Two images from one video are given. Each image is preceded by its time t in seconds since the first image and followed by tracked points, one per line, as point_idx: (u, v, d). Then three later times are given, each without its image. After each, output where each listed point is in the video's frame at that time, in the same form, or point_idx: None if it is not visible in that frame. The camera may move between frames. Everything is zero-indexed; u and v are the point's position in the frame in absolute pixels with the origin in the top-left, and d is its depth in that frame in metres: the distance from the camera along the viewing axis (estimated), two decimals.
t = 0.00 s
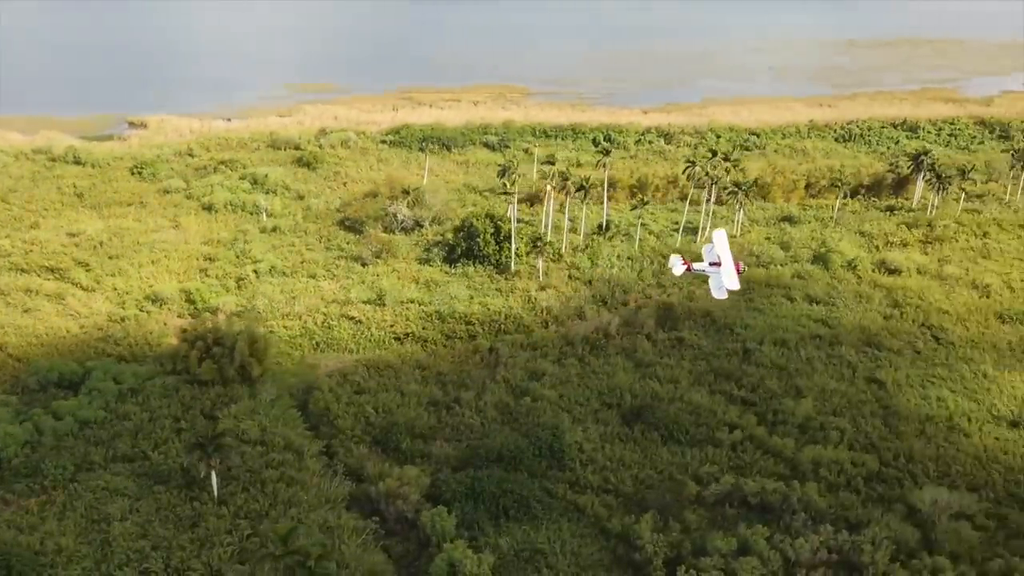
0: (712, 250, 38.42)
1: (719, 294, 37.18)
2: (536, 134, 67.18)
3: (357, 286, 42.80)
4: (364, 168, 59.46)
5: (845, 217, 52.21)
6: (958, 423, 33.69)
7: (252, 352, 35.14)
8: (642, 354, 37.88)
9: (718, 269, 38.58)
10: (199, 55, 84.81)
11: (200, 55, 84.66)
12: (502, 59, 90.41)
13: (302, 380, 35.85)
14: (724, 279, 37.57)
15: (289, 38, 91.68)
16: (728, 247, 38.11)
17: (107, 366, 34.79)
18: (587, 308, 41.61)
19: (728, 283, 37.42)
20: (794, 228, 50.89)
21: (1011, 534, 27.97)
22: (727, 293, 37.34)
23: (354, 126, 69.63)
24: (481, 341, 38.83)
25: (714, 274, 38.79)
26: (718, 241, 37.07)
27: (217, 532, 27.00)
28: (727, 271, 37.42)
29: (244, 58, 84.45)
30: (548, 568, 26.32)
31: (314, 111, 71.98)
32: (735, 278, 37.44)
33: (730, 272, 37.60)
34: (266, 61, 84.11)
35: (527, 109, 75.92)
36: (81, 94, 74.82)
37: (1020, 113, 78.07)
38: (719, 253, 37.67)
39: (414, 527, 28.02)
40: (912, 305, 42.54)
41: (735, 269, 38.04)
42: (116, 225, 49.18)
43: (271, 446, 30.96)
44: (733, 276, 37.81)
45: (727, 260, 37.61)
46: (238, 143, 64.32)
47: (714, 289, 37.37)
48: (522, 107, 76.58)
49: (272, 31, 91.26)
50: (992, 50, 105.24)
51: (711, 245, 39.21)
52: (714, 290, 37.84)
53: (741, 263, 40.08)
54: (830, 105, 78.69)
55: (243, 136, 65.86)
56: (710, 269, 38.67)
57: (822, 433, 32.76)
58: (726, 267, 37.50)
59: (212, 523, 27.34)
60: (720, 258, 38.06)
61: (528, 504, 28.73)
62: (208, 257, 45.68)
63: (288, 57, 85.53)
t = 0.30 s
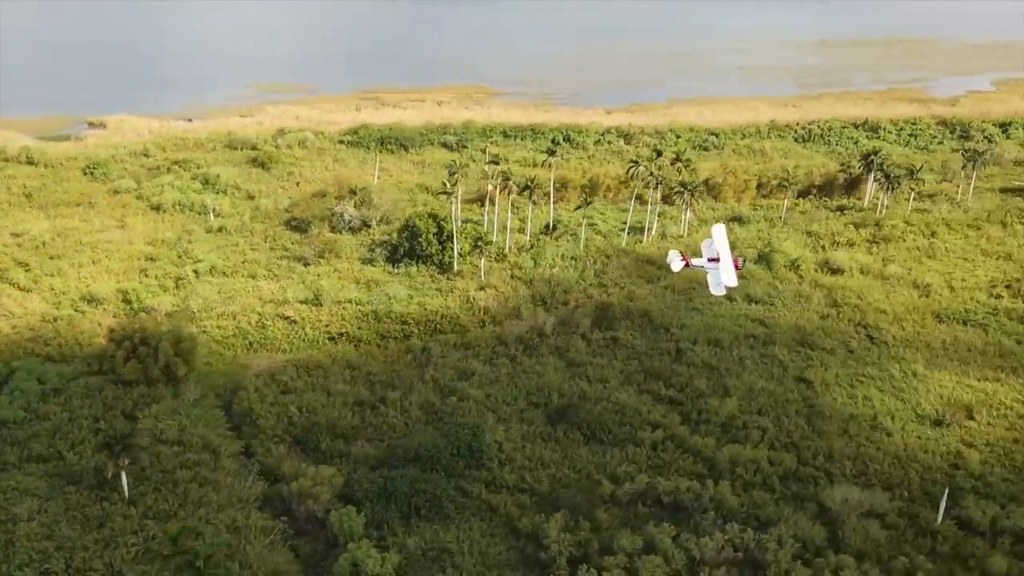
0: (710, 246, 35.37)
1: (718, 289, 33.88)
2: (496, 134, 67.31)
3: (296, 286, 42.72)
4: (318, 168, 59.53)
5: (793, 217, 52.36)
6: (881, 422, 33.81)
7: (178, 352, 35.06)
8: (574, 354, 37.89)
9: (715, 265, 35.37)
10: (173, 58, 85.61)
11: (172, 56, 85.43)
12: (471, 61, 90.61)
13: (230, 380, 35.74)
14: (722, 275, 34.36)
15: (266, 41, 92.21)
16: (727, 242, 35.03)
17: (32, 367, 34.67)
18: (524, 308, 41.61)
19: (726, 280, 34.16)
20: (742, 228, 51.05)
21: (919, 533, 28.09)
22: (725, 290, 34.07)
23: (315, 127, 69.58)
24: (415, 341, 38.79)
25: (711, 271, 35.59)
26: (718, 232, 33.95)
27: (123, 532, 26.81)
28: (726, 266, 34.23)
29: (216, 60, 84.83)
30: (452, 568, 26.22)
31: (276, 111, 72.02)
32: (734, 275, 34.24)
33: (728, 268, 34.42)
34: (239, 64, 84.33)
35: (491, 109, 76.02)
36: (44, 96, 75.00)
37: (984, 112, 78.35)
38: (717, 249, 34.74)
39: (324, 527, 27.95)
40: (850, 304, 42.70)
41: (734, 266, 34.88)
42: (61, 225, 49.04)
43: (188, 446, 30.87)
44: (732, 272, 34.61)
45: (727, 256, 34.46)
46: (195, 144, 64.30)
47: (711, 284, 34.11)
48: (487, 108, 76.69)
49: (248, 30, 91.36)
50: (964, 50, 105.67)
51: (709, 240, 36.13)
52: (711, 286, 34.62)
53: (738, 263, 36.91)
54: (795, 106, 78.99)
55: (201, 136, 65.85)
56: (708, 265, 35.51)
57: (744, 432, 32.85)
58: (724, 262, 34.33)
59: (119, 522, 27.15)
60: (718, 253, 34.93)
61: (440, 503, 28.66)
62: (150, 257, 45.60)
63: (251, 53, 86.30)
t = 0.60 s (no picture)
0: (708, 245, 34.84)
1: (715, 289, 33.40)
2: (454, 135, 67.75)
3: (234, 287, 42.70)
4: (272, 169, 59.75)
5: (739, 218, 52.71)
6: (803, 422, 33.99)
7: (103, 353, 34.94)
8: (505, 354, 37.93)
9: (714, 263, 34.97)
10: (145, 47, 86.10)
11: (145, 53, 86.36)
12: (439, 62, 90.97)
13: (156, 381, 35.63)
14: (719, 273, 33.89)
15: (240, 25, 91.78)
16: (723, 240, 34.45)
17: None
18: (461, 308, 41.66)
19: (723, 278, 33.68)
20: (687, 228, 51.33)
21: (827, 532, 28.21)
22: (722, 288, 33.49)
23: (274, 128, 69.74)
24: (347, 342, 38.72)
25: (710, 271, 35.11)
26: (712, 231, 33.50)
27: (25, 532, 26.54)
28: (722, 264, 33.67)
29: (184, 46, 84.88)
30: (355, 568, 26.12)
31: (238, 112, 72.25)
32: (730, 272, 33.63)
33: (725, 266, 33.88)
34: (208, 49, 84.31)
35: (455, 110, 76.29)
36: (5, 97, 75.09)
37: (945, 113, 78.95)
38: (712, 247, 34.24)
39: (232, 528, 27.85)
40: (787, 305, 42.92)
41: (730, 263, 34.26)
42: (5, 226, 48.90)
43: (104, 447, 30.77)
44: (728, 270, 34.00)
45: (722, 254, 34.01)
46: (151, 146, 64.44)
47: (709, 284, 33.72)
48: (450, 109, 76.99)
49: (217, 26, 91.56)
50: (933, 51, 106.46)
51: (710, 239, 35.74)
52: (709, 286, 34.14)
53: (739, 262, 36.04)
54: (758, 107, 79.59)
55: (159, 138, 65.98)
56: (705, 264, 35.11)
57: (665, 432, 32.93)
58: (720, 260, 33.81)
59: (22, 523, 26.87)
60: (713, 252, 34.44)
61: (350, 504, 28.57)
62: (90, 258, 45.50)
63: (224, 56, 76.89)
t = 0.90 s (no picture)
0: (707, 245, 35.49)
1: (712, 289, 34.16)
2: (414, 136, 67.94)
3: (171, 288, 42.61)
4: (227, 169, 59.81)
5: (687, 217, 52.95)
6: (726, 422, 34.10)
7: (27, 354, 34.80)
8: (437, 354, 37.90)
9: (711, 262, 35.65)
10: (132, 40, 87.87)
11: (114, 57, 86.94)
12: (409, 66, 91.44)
13: (82, 382, 35.44)
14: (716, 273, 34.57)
15: (231, 26, 94.44)
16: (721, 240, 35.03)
17: None
18: (398, 308, 41.63)
19: (721, 279, 34.42)
20: (635, 229, 51.57)
21: (736, 531, 28.29)
22: (720, 289, 34.21)
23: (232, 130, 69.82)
24: (280, 342, 38.64)
25: (708, 269, 35.72)
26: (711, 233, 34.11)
27: None
28: (719, 264, 34.33)
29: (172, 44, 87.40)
30: (259, 567, 26.04)
31: (199, 114, 72.28)
32: (727, 273, 34.32)
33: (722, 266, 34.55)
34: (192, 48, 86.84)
35: (419, 113, 76.46)
36: None
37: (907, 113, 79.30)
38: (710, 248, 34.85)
39: (140, 529, 27.71)
40: (725, 305, 43.09)
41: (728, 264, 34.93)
42: None
43: (20, 449, 30.67)
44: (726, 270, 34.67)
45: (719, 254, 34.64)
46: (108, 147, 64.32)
47: (706, 284, 34.49)
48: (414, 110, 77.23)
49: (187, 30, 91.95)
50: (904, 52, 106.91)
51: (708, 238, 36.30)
52: (706, 285, 34.85)
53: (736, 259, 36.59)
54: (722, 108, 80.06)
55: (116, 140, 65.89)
56: (704, 263, 35.78)
57: (587, 431, 32.99)
58: (717, 260, 34.39)
59: None
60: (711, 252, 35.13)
61: (261, 504, 28.47)
62: (31, 258, 45.35)
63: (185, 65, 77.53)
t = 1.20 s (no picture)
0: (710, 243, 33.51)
1: (711, 286, 32.00)
2: (376, 136, 68.09)
3: (112, 288, 42.57)
4: (184, 169, 59.84)
5: (638, 217, 53.11)
6: (654, 421, 34.17)
7: None
8: (372, 353, 37.85)
9: (713, 262, 33.70)
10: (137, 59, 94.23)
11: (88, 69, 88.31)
12: (382, 69, 91.89)
13: (12, 381, 35.29)
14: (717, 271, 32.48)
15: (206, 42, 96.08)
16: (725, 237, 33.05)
17: None
18: (338, 307, 41.57)
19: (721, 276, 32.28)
20: (585, 229, 51.72)
21: (649, 529, 28.33)
22: (719, 287, 32.01)
23: (192, 128, 69.90)
24: (216, 341, 38.60)
25: (712, 268, 33.72)
26: (712, 227, 32.19)
27: None
28: (719, 261, 32.25)
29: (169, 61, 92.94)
30: (165, 567, 25.95)
31: (164, 116, 72.37)
32: (728, 271, 32.13)
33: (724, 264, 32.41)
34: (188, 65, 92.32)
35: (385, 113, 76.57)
36: None
37: (873, 113, 79.54)
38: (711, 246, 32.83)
39: (51, 529, 27.62)
40: (666, 305, 43.21)
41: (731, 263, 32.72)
42: None
43: None
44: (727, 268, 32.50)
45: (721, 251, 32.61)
46: (67, 147, 64.23)
47: (706, 283, 32.42)
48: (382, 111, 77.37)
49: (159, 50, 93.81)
50: (879, 53, 107.39)
51: (714, 236, 34.26)
52: (706, 284, 32.76)
53: (741, 260, 34.37)
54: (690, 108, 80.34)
55: (77, 140, 65.78)
56: (707, 262, 33.78)
57: (512, 430, 32.98)
58: (718, 258, 32.36)
59: None
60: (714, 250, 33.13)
61: (174, 503, 28.40)
62: None
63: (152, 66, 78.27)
